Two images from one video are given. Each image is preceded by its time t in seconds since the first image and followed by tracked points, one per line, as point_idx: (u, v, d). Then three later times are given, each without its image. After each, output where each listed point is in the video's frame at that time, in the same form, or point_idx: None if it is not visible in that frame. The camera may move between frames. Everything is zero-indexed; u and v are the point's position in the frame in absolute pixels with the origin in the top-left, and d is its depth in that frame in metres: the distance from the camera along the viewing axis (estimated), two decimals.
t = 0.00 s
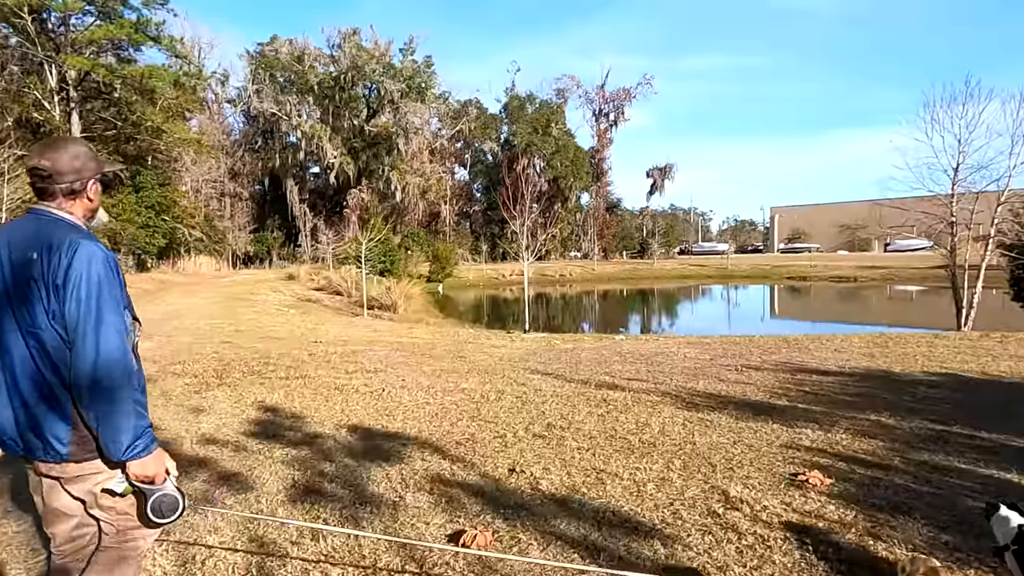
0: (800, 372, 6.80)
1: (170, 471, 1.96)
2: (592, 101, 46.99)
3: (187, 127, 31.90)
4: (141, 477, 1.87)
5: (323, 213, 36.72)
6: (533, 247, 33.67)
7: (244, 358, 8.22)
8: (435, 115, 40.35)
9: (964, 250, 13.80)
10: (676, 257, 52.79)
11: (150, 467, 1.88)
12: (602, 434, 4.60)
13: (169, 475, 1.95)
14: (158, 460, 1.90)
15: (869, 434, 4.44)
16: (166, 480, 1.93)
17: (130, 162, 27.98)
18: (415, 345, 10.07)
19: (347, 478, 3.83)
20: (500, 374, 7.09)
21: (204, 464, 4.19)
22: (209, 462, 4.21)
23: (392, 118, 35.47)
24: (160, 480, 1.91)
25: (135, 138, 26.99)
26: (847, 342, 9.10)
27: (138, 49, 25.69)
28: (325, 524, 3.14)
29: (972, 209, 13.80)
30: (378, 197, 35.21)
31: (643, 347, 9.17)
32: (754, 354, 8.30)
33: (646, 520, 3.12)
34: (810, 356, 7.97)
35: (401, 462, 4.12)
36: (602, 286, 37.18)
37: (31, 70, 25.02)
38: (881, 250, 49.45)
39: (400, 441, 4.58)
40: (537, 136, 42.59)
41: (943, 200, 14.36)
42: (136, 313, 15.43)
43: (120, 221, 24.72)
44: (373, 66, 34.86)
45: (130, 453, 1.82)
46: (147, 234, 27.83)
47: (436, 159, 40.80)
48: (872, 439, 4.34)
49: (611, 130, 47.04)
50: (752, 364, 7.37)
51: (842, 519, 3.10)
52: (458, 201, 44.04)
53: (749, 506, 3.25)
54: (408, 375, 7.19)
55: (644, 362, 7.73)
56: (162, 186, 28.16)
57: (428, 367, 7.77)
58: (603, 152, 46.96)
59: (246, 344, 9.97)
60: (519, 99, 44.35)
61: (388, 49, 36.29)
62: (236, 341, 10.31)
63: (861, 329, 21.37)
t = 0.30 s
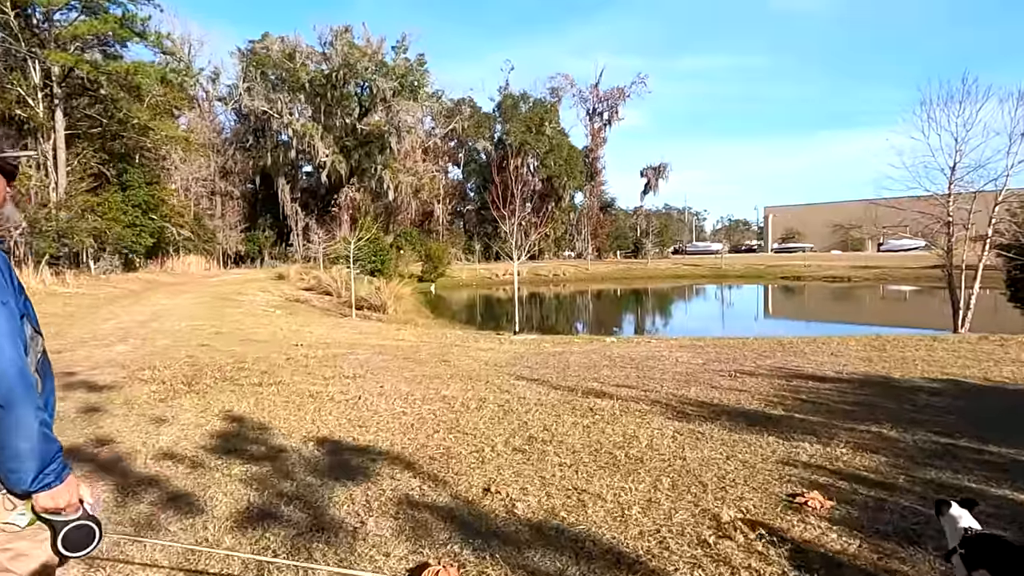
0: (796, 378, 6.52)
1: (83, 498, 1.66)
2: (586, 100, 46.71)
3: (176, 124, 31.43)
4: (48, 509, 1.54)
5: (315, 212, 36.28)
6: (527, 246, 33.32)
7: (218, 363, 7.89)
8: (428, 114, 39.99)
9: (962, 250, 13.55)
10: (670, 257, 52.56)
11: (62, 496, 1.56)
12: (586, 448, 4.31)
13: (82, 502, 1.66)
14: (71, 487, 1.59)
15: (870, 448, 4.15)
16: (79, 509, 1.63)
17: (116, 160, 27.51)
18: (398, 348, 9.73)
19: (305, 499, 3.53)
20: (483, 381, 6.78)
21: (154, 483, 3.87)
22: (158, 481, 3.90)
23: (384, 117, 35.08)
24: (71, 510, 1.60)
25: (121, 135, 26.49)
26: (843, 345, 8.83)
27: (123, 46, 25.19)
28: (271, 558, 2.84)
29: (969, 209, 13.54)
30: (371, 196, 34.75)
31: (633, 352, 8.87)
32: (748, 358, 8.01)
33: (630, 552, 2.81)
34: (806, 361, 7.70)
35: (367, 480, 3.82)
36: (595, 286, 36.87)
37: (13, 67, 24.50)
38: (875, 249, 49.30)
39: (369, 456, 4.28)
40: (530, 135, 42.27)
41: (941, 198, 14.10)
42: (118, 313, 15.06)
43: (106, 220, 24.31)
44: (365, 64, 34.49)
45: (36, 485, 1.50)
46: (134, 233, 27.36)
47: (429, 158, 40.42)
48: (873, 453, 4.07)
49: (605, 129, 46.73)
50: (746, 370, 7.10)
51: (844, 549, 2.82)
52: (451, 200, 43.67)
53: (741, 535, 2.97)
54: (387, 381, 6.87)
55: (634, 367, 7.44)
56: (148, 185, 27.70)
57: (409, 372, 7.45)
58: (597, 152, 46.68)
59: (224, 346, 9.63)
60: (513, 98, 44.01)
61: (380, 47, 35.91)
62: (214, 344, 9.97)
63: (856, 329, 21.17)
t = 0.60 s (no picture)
0: (796, 383, 6.26)
1: None
2: (580, 99, 46.50)
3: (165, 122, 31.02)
4: None
5: (307, 212, 35.89)
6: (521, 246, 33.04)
7: (196, 366, 7.57)
8: (421, 113, 39.68)
9: (960, 249, 13.33)
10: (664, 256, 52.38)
11: None
12: (576, 461, 4.04)
13: None
14: None
15: (879, 461, 3.89)
16: None
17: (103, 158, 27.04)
18: (384, 350, 9.43)
19: (269, 521, 3.23)
20: (470, 387, 6.48)
21: (109, 502, 3.56)
22: (112, 500, 3.59)
23: (376, 115, 34.75)
24: None
25: (108, 133, 26.04)
26: (843, 348, 8.58)
27: (109, 42, 24.73)
28: None
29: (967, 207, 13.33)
30: (363, 195, 34.35)
31: (627, 354, 8.58)
32: (746, 362, 7.74)
33: None
34: (805, 364, 7.44)
35: (338, 499, 3.52)
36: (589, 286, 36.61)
37: None
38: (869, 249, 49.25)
39: (343, 471, 3.98)
40: (524, 134, 42.02)
41: (938, 197, 13.88)
42: (100, 314, 14.68)
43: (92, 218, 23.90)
44: (357, 62, 34.17)
45: None
46: (121, 232, 26.91)
47: (422, 157, 40.08)
48: (882, 467, 3.81)
49: (599, 128, 46.52)
50: (743, 374, 6.84)
51: None
52: (445, 200, 43.31)
53: (746, 563, 2.70)
54: (370, 386, 6.56)
55: (628, 371, 7.16)
56: (136, 183, 27.25)
57: (394, 377, 7.15)
58: (591, 151, 46.47)
59: (205, 349, 9.29)
60: (506, 97, 43.74)
61: (372, 45, 35.58)
62: (195, 346, 9.62)
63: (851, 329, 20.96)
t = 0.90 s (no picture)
0: (801, 392, 5.99)
1: None
2: (574, 99, 46.27)
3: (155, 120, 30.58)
4: None
5: (299, 211, 35.49)
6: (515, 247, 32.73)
7: (174, 373, 7.23)
8: (414, 112, 39.33)
9: (959, 250, 13.11)
10: (658, 257, 52.21)
11: None
12: (571, 480, 3.76)
13: None
14: None
15: (896, 480, 3.62)
16: None
17: (90, 157, 26.54)
18: (372, 355, 9.10)
19: (235, 555, 2.92)
20: (459, 395, 6.18)
21: (61, 528, 3.23)
22: (61, 528, 3.25)
23: (369, 114, 34.40)
24: None
25: (95, 131, 25.53)
26: (845, 353, 8.32)
27: (96, 38, 24.23)
28: None
29: (966, 207, 13.10)
30: (356, 195, 34.01)
31: (624, 360, 8.29)
32: (746, 367, 7.46)
33: None
34: (808, 371, 7.17)
35: (311, 527, 3.21)
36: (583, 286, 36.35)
37: None
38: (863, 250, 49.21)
39: (320, 490, 3.69)
40: (518, 133, 41.74)
41: (938, 197, 13.67)
42: (82, 316, 14.30)
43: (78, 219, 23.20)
44: (350, 61, 33.79)
45: None
46: (109, 232, 26.43)
47: (415, 156, 39.74)
48: (900, 486, 3.54)
49: (594, 128, 46.29)
50: (745, 381, 6.56)
51: None
52: (438, 200, 43.00)
53: None
54: (354, 395, 6.25)
55: (625, 378, 6.87)
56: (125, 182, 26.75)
57: (380, 383, 6.85)
58: (585, 151, 46.26)
59: (186, 353, 8.94)
60: (500, 96, 43.44)
61: (365, 43, 35.22)
62: (176, 350, 9.28)
63: (847, 330, 20.76)
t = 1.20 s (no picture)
0: (801, 397, 5.75)
1: None
2: (568, 98, 46.05)
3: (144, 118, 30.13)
4: None
5: (290, 211, 35.10)
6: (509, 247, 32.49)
7: (149, 376, 6.93)
8: (407, 111, 39.04)
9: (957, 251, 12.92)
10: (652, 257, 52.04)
11: None
12: (560, 496, 3.51)
13: None
14: None
15: (910, 495, 3.38)
16: None
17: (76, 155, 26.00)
18: (358, 357, 8.82)
19: None
20: (445, 400, 5.92)
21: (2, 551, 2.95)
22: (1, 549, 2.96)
23: (362, 113, 34.10)
24: None
25: (82, 129, 25.04)
26: (844, 356, 8.10)
27: (83, 34, 23.72)
28: None
29: (965, 207, 12.92)
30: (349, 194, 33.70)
31: (617, 362, 8.05)
32: (743, 370, 7.23)
33: None
34: (807, 374, 6.94)
35: (278, 549, 2.95)
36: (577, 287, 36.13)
37: None
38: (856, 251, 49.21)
39: (289, 506, 3.41)
40: (511, 133, 41.46)
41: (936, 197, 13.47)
42: (63, 316, 13.94)
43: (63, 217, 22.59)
44: (342, 59, 33.43)
45: None
46: (96, 231, 25.98)
47: (409, 156, 39.46)
48: (914, 502, 3.30)
49: (588, 128, 46.09)
50: (743, 385, 6.32)
51: None
52: (431, 199, 42.71)
53: None
54: (335, 400, 5.97)
55: (618, 382, 6.61)
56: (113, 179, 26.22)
57: (364, 388, 6.57)
58: (579, 151, 46.07)
59: (165, 355, 8.63)
60: (494, 96, 43.16)
61: (358, 42, 34.92)
62: (155, 352, 8.96)
63: (841, 331, 20.60)
